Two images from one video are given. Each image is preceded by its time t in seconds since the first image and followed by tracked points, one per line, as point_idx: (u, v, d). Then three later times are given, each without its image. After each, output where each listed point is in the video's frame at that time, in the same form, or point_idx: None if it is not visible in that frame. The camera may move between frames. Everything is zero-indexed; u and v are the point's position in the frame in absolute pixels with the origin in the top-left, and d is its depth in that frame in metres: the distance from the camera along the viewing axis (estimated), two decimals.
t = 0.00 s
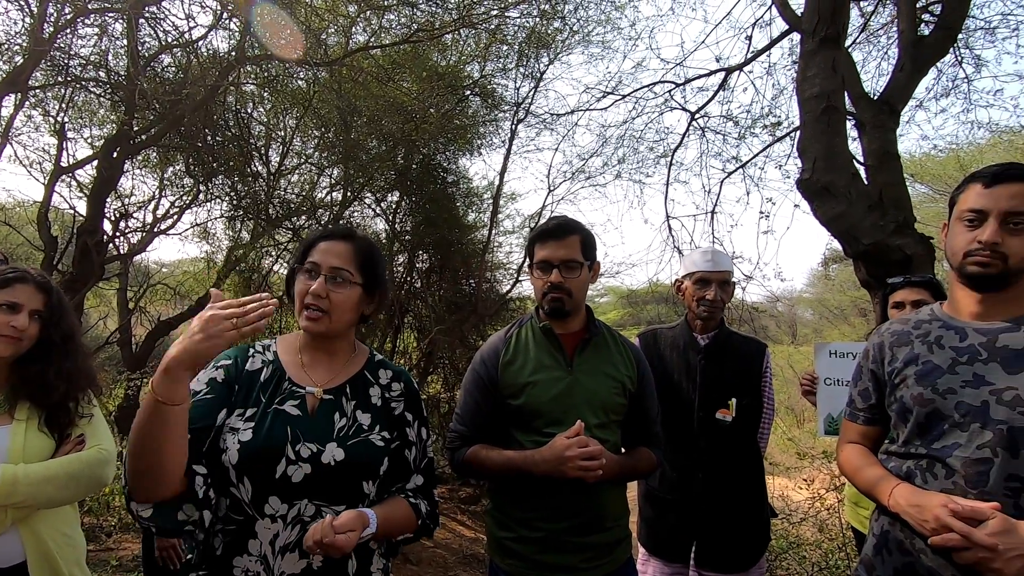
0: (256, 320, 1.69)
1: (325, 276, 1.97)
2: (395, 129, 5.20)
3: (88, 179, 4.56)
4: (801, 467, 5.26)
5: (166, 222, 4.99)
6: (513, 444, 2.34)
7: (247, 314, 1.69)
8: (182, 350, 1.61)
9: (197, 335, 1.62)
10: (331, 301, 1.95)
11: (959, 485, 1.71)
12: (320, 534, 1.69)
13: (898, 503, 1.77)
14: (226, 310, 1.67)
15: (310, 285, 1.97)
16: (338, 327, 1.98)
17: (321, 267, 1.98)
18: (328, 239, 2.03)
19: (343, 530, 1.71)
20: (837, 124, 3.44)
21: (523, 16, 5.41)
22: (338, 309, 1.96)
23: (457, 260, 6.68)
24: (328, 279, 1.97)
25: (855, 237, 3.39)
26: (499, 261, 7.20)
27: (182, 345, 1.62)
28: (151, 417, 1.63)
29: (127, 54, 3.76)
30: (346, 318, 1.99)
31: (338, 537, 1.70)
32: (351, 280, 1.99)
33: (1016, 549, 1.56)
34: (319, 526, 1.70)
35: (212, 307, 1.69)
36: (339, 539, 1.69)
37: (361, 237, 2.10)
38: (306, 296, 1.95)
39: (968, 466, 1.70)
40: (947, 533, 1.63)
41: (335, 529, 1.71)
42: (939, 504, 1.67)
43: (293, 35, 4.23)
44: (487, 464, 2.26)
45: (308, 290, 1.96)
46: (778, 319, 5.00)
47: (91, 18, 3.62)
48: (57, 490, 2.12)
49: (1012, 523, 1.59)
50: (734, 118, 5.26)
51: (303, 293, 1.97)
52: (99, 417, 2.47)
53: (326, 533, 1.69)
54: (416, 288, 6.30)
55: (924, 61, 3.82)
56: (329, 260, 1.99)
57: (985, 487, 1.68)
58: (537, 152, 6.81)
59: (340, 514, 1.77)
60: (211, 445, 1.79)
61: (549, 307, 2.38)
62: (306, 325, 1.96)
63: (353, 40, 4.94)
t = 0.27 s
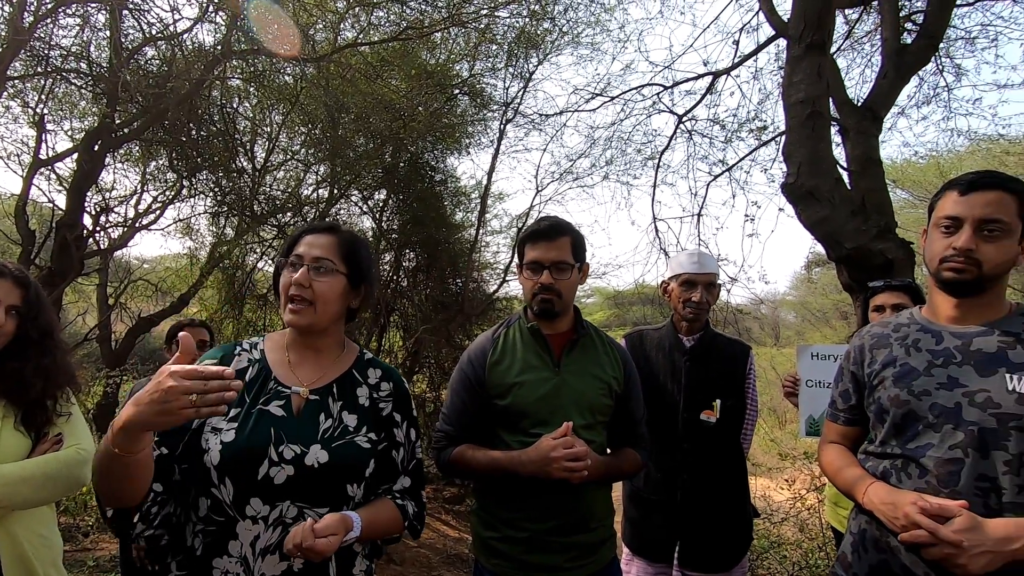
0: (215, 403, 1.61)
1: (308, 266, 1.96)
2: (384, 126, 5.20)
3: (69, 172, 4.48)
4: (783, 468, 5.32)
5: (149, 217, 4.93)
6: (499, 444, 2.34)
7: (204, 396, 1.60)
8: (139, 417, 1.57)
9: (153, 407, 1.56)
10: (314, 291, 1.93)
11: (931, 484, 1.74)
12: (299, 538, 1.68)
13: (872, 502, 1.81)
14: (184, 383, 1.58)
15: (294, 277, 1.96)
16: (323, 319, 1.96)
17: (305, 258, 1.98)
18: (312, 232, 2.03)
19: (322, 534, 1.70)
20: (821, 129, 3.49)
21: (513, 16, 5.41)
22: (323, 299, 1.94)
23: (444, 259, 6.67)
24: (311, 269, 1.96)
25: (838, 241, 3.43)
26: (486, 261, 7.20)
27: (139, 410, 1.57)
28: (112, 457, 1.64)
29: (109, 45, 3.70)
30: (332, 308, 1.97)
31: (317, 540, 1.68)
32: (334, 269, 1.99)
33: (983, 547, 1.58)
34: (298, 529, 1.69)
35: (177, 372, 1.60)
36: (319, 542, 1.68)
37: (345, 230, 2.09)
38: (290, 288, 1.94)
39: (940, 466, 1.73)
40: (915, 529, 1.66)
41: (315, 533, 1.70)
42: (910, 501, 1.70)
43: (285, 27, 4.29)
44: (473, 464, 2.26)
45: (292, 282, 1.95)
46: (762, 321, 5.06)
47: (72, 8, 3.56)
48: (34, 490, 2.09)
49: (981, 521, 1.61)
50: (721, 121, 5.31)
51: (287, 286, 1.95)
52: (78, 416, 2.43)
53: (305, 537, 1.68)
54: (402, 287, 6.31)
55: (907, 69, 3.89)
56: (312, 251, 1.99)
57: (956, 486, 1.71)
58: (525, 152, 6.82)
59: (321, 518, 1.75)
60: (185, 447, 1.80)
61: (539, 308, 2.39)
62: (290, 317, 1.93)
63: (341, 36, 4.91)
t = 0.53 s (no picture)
0: (192, 352, 1.60)
1: (293, 266, 1.95)
2: (369, 123, 5.16)
3: (46, 167, 4.39)
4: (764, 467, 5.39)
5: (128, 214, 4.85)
6: (483, 444, 2.35)
7: (180, 347, 1.59)
8: (113, 377, 1.52)
9: (127, 366, 1.52)
10: (300, 290, 1.92)
11: (904, 481, 1.78)
12: (277, 543, 1.67)
13: (848, 499, 1.84)
14: (157, 339, 1.57)
15: (280, 276, 1.94)
16: (308, 319, 1.94)
17: (289, 258, 1.97)
18: (299, 232, 2.02)
19: (301, 539, 1.69)
20: (803, 133, 3.53)
21: (500, 15, 5.42)
22: (308, 299, 1.93)
23: (429, 258, 6.65)
24: (298, 269, 1.95)
25: (819, 243, 3.49)
26: (472, 260, 7.20)
27: (111, 376, 1.52)
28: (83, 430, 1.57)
29: (88, 38, 3.63)
30: (318, 308, 1.96)
31: (295, 546, 1.68)
32: (320, 269, 1.98)
33: (953, 543, 1.62)
34: (277, 534, 1.69)
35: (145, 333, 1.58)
36: (297, 548, 1.67)
37: (330, 229, 2.08)
38: (275, 287, 1.92)
39: (913, 463, 1.77)
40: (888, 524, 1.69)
41: (294, 538, 1.69)
42: (884, 498, 1.74)
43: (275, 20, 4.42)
44: (456, 464, 2.26)
45: (276, 281, 1.93)
46: (745, 322, 5.11)
47: None
48: (7, 493, 2.05)
49: (951, 518, 1.65)
50: (705, 124, 5.36)
51: (271, 285, 1.94)
52: (53, 417, 2.40)
53: (284, 542, 1.67)
54: (388, 286, 6.27)
55: (886, 74, 3.95)
56: (297, 250, 1.97)
57: (928, 484, 1.75)
58: (511, 151, 6.83)
59: (298, 523, 1.75)
60: (162, 446, 1.76)
61: (524, 309, 2.39)
62: (274, 317, 1.91)
63: (327, 33, 4.88)
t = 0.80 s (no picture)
0: (180, 360, 1.61)
1: (293, 264, 1.94)
2: (356, 123, 5.16)
3: (24, 164, 4.31)
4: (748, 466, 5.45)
5: (110, 212, 4.78)
6: (470, 445, 2.35)
7: (168, 353, 1.59)
8: (100, 379, 1.52)
9: (115, 367, 1.52)
10: (301, 289, 1.91)
11: (885, 480, 1.81)
12: (266, 548, 1.66)
13: (831, 498, 1.87)
14: (147, 342, 1.57)
15: (278, 274, 1.92)
16: (303, 318, 1.94)
17: (287, 256, 1.95)
18: (292, 231, 2.00)
19: (290, 544, 1.69)
20: (787, 136, 3.58)
21: (488, 16, 5.42)
22: (307, 298, 1.93)
23: (416, 258, 6.63)
24: (296, 268, 1.94)
25: (801, 245, 3.54)
26: (459, 261, 7.19)
27: (97, 376, 1.52)
28: (61, 429, 1.55)
29: (69, 33, 3.57)
30: (314, 307, 1.96)
31: (284, 551, 1.67)
32: (319, 268, 1.97)
33: (934, 541, 1.64)
34: (266, 539, 1.68)
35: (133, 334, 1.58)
36: (286, 553, 1.67)
37: (323, 229, 2.08)
38: (273, 285, 1.90)
39: (893, 462, 1.81)
40: (871, 523, 1.72)
41: (283, 543, 1.68)
42: (867, 497, 1.76)
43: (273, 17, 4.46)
44: (443, 465, 2.26)
45: (275, 280, 1.91)
46: (730, 323, 5.17)
47: None
48: None
49: (932, 516, 1.67)
50: (691, 127, 5.41)
51: (269, 283, 1.91)
52: (30, 419, 2.37)
53: (272, 547, 1.66)
54: (374, 286, 6.25)
55: (868, 80, 4.01)
56: (295, 248, 1.96)
57: (908, 482, 1.78)
58: (499, 152, 6.83)
59: (289, 527, 1.74)
60: (130, 450, 1.72)
61: (513, 310, 2.40)
62: (271, 313, 1.89)
63: (314, 31, 4.85)
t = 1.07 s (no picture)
0: (105, 386, 1.50)
1: (274, 272, 1.91)
2: (342, 123, 5.15)
3: None
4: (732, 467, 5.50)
5: (89, 211, 4.70)
6: (455, 448, 2.35)
7: (92, 380, 1.49)
8: (27, 408, 1.44)
9: (36, 399, 1.43)
10: (283, 299, 1.89)
11: (864, 480, 1.84)
12: (251, 561, 1.64)
13: (812, 498, 1.89)
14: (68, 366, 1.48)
15: (258, 284, 1.89)
16: (285, 327, 1.93)
17: (268, 263, 1.92)
18: (271, 236, 1.97)
19: (276, 554, 1.67)
20: (770, 141, 3.62)
21: (475, 17, 5.41)
22: (288, 307, 1.91)
23: (402, 259, 6.60)
24: (277, 276, 1.91)
25: (784, 248, 3.58)
26: (446, 262, 7.18)
27: (21, 407, 1.44)
28: None
29: (47, 29, 3.50)
30: (296, 316, 1.94)
31: (271, 563, 1.65)
32: (301, 276, 1.96)
33: (912, 541, 1.67)
34: (251, 552, 1.66)
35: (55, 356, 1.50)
36: (273, 564, 1.65)
37: (303, 232, 2.05)
38: (254, 295, 1.88)
39: (872, 463, 1.84)
40: (851, 524, 1.74)
41: (268, 555, 1.66)
42: (847, 497, 1.79)
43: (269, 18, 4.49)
44: (427, 468, 2.26)
45: (256, 289, 1.89)
46: (714, 324, 5.21)
47: None
48: None
49: (910, 516, 1.70)
50: (676, 130, 5.45)
51: (249, 291, 1.89)
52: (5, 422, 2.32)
53: (258, 561, 1.64)
54: (360, 287, 6.22)
55: (849, 85, 4.07)
56: (276, 255, 1.93)
57: (887, 483, 1.81)
58: (486, 153, 6.82)
59: (275, 537, 1.74)
60: (100, 461, 1.68)
61: (498, 313, 2.40)
62: (252, 324, 1.88)
63: (299, 30, 4.81)
